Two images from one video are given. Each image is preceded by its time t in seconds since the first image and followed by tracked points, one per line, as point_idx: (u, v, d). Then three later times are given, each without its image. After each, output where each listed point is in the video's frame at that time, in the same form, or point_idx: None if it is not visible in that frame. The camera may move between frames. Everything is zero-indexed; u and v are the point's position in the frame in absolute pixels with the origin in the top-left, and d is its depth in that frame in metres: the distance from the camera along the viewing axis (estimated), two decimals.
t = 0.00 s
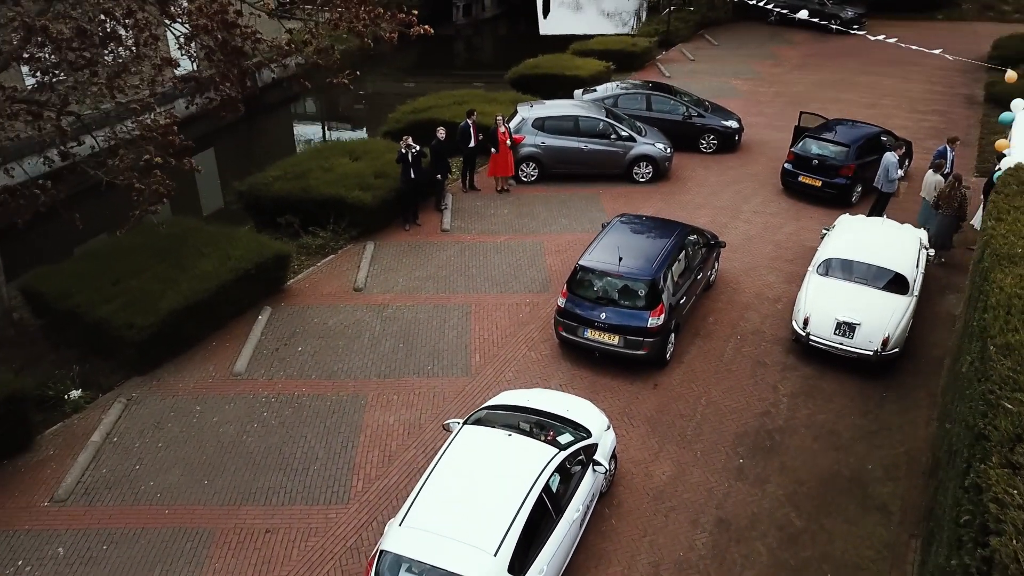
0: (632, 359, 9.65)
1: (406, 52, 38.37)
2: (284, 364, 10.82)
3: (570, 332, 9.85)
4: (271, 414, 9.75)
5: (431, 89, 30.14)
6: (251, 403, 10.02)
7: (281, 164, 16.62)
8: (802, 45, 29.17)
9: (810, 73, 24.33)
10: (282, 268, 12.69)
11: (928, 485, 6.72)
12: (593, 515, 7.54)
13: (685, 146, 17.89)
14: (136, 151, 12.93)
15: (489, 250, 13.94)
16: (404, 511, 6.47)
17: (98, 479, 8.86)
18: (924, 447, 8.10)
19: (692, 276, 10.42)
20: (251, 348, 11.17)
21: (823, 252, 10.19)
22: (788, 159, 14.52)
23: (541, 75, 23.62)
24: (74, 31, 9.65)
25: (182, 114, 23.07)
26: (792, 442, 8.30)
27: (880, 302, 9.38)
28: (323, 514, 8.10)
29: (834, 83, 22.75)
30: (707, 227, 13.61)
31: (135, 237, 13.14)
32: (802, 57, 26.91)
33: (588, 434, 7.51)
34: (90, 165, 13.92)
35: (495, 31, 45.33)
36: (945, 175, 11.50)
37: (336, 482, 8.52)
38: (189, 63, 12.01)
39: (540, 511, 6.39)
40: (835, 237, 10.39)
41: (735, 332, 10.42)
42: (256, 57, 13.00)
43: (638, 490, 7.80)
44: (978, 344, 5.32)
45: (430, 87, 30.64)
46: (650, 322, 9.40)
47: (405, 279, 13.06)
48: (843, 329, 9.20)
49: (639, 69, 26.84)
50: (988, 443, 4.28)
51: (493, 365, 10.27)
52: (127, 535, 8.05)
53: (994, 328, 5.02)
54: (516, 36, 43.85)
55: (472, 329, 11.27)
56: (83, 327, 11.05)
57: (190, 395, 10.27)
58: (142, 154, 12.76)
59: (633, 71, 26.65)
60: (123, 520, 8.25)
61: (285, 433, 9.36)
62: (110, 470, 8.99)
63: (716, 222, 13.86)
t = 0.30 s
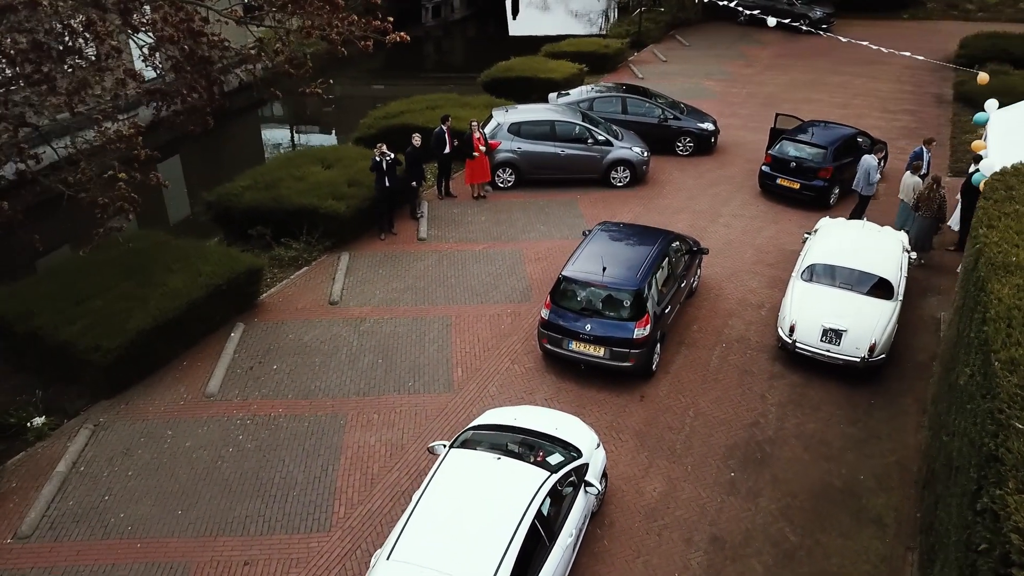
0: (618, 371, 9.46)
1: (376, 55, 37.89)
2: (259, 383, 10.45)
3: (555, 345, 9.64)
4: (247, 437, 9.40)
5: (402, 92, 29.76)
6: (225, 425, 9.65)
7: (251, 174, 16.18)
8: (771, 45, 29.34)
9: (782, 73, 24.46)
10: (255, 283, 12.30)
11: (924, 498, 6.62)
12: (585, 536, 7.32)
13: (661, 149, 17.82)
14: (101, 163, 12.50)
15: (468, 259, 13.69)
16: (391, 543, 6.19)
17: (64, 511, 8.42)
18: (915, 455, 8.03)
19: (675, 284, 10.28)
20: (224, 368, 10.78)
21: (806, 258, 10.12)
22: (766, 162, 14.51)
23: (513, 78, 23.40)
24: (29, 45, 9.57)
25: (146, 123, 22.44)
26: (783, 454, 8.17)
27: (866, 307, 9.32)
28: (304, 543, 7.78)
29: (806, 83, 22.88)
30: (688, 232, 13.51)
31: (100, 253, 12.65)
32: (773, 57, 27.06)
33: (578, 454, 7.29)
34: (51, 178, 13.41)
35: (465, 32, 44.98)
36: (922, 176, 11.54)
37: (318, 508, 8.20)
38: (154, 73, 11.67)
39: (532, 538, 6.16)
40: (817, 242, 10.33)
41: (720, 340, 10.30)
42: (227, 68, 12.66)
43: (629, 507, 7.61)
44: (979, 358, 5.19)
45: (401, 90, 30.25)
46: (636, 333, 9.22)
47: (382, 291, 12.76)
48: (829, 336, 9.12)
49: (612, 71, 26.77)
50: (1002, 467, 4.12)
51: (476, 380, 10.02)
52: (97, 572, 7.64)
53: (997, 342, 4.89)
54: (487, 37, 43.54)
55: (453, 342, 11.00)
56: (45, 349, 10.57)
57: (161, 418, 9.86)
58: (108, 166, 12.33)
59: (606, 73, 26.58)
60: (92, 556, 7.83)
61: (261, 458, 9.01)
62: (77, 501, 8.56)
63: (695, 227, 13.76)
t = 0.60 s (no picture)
0: (604, 383, 9.27)
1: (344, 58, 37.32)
2: (233, 405, 10.07)
3: (540, 358, 9.42)
4: (222, 463, 9.03)
5: (372, 96, 29.31)
6: (199, 451, 9.26)
7: (219, 184, 15.71)
8: (741, 45, 29.45)
9: (753, 74, 24.55)
10: (227, 298, 11.90)
11: (922, 510, 6.53)
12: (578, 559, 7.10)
13: (637, 152, 17.72)
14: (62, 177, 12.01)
15: (446, 269, 13.42)
16: None
17: (29, 549, 7.98)
18: (906, 462, 7.95)
19: (660, 293, 10.13)
20: (196, 389, 10.38)
21: (790, 264, 10.04)
22: (743, 164, 14.47)
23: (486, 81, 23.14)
24: None
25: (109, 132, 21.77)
26: (774, 466, 8.04)
27: (852, 313, 9.25)
28: None
29: (778, 84, 22.98)
30: (667, 237, 13.39)
31: (62, 270, 12.12)
32: (743, 57, 27.16)
33: (570, 476, 7.06)
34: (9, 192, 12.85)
35: (434, 34, 44.55)
36: (900, 177, 11.57)
37: (299, 537, 7.88)
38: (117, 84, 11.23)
39: (527, 568, 5.94)
40: (801, 247, 10.25)
41: (705, 348, 10.17)
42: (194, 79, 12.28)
43: (622, 527, 7.41)
44: (982, 372, 5.07)
45: (371, 93, 29.79)
46: (622, 345, 9.03)
47: (359, 304, 12.43)
48: (816, 343, 9.03)
49: (584, 73, 26.66)
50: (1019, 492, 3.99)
51: (459, 396, 9.76)
52: None
53: (1001, 356, 4.77)
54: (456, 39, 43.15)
55: (434, 356, 10.73)
56: (5, 374, 10.06)
57: (131, 445, 9.43)
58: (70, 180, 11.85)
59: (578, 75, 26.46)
60: None
61: (238, 485, 8.65)
62: (43, 537, 8.11)
63: (675, 232, 13.65)
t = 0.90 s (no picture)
0: (590, 397, 9.07)
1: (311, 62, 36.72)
2: (206, 429, 9.68)
3: (525, 372, 9.19)
4: (196, 492, 8.65)
5: (341, 101, 28.82)
6: (171, 479, 8.87)
7: (186, 196, 15.23)
8: (711, 46, 29.54)
9: (724, 74, 24.61)
10: (197, 316, 11.48)
11: (919, 524, 6.43)
12: None
13: (613, 156, 17.60)
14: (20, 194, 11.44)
15: (423, 280, 13.14)
16: None
17: None
18: (898, 471, 7.88)
19: (644, 302, 9.96)
20: (167, 413, 9.97)
21: (773, 270, 9.95)
22: (721, 168, 14.40)
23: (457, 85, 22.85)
24: None
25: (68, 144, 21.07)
26: (766, 479, 7.90)
27: (838, 320, 9.17)
28: None
29: (749, 85, 23.06)
30: (647, 244, 13.26)
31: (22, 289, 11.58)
32: (714, 58, 27.21)
33: (562, 499, 6.83)
34: None
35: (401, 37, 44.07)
36: (878, 178, 11.56)
37: (280, 570, 7.55)
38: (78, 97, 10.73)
39: None
40: (784, 253, 10.17)
41: (691, 357, 10.03)
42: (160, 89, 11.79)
43: (615, 548, 7.21)
44: (985, 387, 4.95)
45: (339, 98, 29.29)
46: (609, 358, 8.84)
47: (335, 318, 12.09)
48: (803, 351, 8.94)
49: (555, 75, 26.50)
50: None
51: (442, 414, 9.50)
52: None
53: (1006, 372, 4.66)
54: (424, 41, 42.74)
55: (414, 372, 10.44)
56: None
57: (98, 475, 9.00)
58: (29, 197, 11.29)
59: (549, 77, 26.29)
60: None
61: (214, 515, 8.29)
62: None
63: (654, 237, 13.54)
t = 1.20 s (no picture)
0: (572, 412, 8.87)
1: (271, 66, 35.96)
2: (172, 457, 9.26)
3: (504, 388, 8.95)
4: (164, 525, 8.24)
5: (303, 106, 28.25)
6: (137, 513, 8.44)
7: (145, 210, 14.68)
8: (676, 46, 29.63)
9: (690, 75, 24.67)
10: (160, 337, 11.02)
11: (911, 536, 6.34)
12: None
13: (583, 160, 17.46)
14: None
15: (395, 291, 12.82)
16: None
17: None
18: (884, 479, 7.82)
19: (623, 312, 9.80)
20: (131, 441, 9.51)
21: (752, 276, 9.86)
22: (693, 171, 14.34)
23: (423, 88, 22.51)
24: None
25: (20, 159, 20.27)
26: (754, 492, 7.78)
27: (819, 326, 9.10)
28: None
29: (715, 85, 23.13)
30: (622, 249, 13.13)
31: None
32: (679, 59, 27.29)
33: (550, 523, 6.60)
34: None
35: (364, 39, 43.45)
36: (850, 180, 11.58)
37: None
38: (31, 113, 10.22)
39: None
40: (762, 258, 10.08)
41: (671, 366, 9.90)
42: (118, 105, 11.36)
43: (604, 569, 7.01)
44: (983, 401, 4.86)
45: (302, 102, 28.70)
46: (591, 372, 8.65)
47: (305, 334, 11.72)
48: (785, 358, 8.85)
49: (522, 77, 26.31)
50: None
51: (420, 434, 9.21)
52: None
53: (1005, 386, 4.56)
54: (387, 43, 42.17)
55: (389, 390, 10.13)
56: None
57: (58, 511, 8.53)
58: None
59: (516, 80, 26.10)
60: None
61: (183, 550, 7.90)
62: None
63: (628, 242, 13.41)
